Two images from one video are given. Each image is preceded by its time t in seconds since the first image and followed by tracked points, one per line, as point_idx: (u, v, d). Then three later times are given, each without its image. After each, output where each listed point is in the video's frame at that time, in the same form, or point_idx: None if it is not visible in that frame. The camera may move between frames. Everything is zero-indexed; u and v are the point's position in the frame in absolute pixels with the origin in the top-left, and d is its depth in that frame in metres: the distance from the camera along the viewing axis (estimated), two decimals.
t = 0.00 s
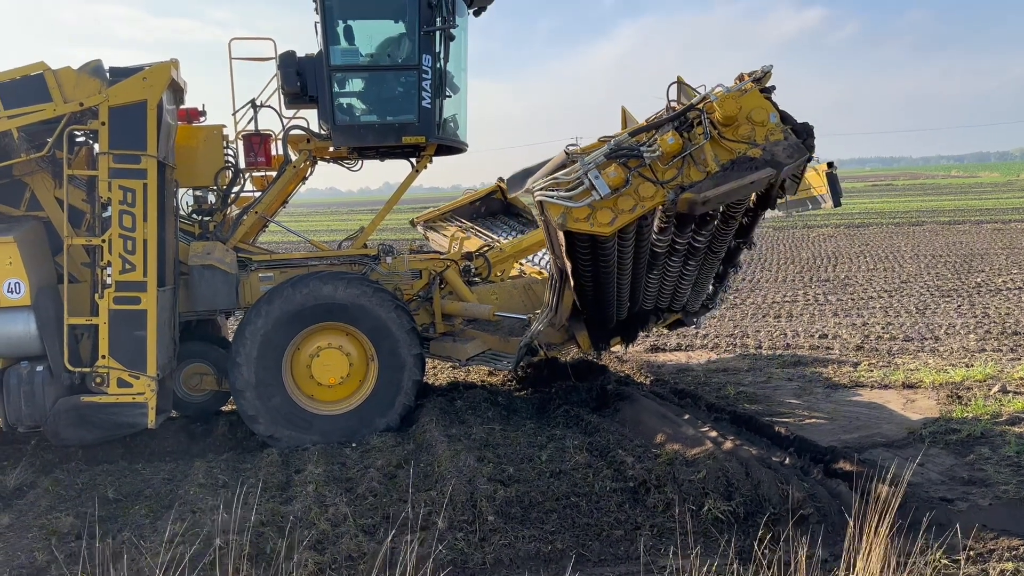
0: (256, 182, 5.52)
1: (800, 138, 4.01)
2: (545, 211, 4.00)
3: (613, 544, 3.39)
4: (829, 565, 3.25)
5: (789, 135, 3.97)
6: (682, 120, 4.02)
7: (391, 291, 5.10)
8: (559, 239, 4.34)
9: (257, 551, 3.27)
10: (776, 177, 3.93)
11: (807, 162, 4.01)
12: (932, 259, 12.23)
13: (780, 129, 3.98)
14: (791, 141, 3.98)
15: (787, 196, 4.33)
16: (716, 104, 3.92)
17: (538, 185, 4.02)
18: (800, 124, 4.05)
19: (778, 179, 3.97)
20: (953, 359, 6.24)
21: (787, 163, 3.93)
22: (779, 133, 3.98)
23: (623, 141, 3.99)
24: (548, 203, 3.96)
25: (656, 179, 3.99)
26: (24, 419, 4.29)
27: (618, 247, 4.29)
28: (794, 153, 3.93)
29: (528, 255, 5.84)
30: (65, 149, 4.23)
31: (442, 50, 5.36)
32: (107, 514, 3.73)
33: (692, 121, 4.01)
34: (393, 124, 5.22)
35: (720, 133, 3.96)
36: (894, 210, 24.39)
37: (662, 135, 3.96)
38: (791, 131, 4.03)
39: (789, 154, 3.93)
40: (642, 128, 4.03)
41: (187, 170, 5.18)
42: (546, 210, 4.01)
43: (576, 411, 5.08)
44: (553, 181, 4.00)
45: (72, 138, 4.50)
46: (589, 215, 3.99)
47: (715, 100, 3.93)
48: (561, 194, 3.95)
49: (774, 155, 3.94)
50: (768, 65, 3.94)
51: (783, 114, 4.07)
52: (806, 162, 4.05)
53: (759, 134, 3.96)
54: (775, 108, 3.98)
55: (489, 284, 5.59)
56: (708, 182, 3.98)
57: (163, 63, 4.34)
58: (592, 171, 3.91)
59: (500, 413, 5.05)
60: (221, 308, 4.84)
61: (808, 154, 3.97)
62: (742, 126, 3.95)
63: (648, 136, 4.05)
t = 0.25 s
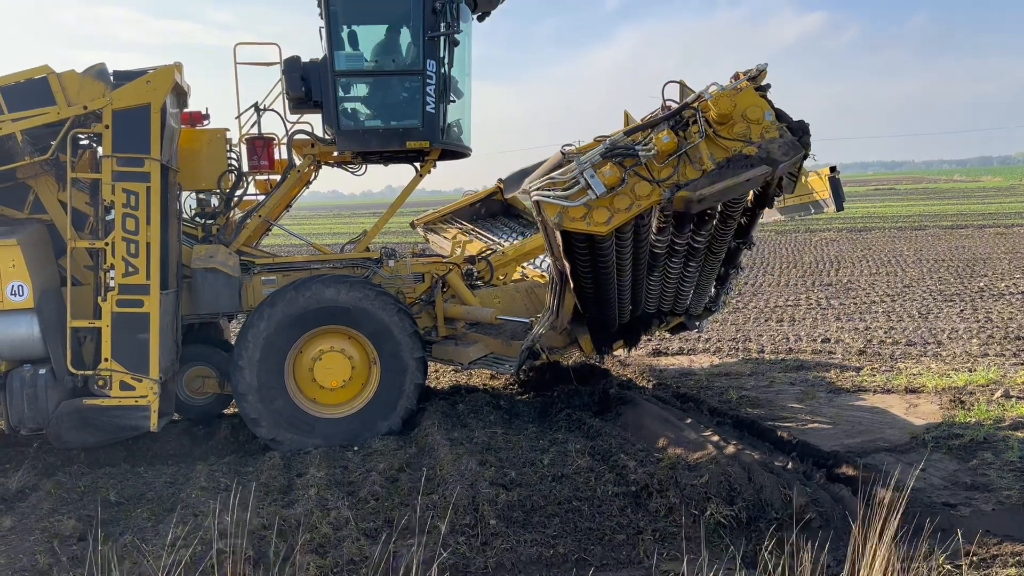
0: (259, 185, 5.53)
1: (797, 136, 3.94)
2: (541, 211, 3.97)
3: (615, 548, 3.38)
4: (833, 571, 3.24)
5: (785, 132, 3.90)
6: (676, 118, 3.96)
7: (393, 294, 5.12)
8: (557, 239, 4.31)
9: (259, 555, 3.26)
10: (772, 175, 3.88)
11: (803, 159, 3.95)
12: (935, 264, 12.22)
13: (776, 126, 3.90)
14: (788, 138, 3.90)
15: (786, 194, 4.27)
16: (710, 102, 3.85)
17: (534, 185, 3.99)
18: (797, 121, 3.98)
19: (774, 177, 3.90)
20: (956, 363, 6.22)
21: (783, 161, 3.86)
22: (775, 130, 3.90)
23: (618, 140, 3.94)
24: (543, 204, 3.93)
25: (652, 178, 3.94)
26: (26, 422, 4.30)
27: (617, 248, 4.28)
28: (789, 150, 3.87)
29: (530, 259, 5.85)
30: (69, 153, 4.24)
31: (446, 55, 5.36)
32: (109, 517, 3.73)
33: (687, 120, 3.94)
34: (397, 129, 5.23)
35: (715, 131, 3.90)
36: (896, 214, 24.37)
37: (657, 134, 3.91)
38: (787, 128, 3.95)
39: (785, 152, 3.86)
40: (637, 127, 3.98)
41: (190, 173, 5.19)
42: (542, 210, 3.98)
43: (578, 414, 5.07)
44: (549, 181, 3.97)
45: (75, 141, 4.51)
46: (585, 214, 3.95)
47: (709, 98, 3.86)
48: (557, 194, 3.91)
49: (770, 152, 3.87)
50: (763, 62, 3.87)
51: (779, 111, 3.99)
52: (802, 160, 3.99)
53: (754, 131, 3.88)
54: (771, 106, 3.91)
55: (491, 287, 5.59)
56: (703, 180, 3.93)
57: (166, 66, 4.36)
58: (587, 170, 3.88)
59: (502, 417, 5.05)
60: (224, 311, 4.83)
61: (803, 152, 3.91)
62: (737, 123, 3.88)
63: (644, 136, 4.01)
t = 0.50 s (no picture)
0: (262, 188, 5.55)
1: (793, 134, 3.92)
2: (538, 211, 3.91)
3: (617, 552, 3.38)
4: None
5: (782, 131, 3.87)
6: (673, 118, 3.92)
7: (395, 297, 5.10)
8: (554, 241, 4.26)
9: (261, 557, 3.26)
10: (769, 173, 3.84)
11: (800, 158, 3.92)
12: (938, 267, 12.20)
13: (773, 125, 3.88)
14: (784, 137, 3.88)
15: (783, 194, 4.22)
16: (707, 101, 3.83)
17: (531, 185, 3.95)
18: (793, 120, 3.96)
19: (771, 175, 3.87)
20: (959, 367, 6.21)
21: (780, 159, 3.83)
22: (771, 129, 3.88)
23: (615, 140, 3.90)
24: (540, 204, 3.88)
25: (649, 178, 3.89)
26: (29, 423, 4.30)
27: (616, 250, 4.25)
28: (786, 148, 3.83)
29: (533, 262, 5.84)
30: (73, 155, 4.25)
31: (450, 59, 5.37)
32: (112, 519, 3.73)
33: (684, 119, 3.91)
34: (401, 133, 5.24)
35: (712, 130, 3.87)
36: (899, 218, 24.35)
37: (653, 133, 3.88)
38: (784, 127, 3.93)
39: (781, 150, 3.83)
40: (633, 126, 3.94)
41: (193, 176, 5.20)
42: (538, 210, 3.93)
43: (581, 418, 5.07)
44: (545, 181, 3.93)
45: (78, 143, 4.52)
46: (582, 214, 3.90)
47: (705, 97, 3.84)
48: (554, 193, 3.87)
49: (766, 150, 3.84)
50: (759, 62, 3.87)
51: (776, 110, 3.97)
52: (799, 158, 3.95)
53: (751, 130, 3.86)
54: (767, 105, 3.88)
55: (494, 291, 5.59)
56: (700, 179, 3.88)
57: (170, 69, 4.37)
58: (584, 170, 3.83)
59: (505, 420, 5.05)
60: (226, 313, 4.84)
61: (799, 150, 3.87)
62: (733, 122, 3.85)
63: (640, 136, 3.97)
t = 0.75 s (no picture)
0: (266, 191, 5.56)
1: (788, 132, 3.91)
2: (535, 210, 3.85)
3: (619, 556, 3.37)
4: None
5: (777, 129, 3.86)
6: (668, 116, 3.89)
7: (398, 299, 5.12)
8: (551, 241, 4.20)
9: (264, 559, 3.26)
10: (765, 170, 3.80)
11: (795, 155, 3.89)
12: (941, 272, 12.18)
13: (768, 123, 3.87)
14: (779, 134, 3.86)
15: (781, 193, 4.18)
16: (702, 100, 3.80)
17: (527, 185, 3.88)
18: (788, 118, 3.94)
19: (768, 173, 3.83)
20: (962, 372, 6.20)
21: (776, 156, 3.81)
22: (766, 126, 3.86)
23: (611, 138, 3.85)
24: (537, 203, 3.82)
25: (646, 176, 3.84)
26: (32, 424, 4.31)
27: (615, 251, 4.24)
28: (781, 146, 3.82)
29: (535, 265, 5.86)
30: (76, 157, 4.26)
31: (455, 63, 5.38)
32: (114, 520, 3.73)
33: (680, 118, 3.88)
34: (406, 137, 5.25)
35: (707, 129, 3.84)
36: (901, 222, 24.34)
37: (649, 131, 3.84)
38: (779, 125, 3.91)
39: (776, 148, 3.81)
40: (629, 125, 3.90)
41: (197, 178, 5.21)
42: (535, 210, 3.86)
43: (583, 421, 5.07)
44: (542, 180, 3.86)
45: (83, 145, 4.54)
46: (579, 213, 3.83)
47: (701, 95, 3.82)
48: (550, 192, 3.80)
49: (762, 148, 3.81)
50: (754, 61, 3.87)
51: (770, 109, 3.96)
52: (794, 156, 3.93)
53: (746, 128, 3.83)
54: (763, 103, 3.87)
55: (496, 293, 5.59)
56: (697, 177, 3.84)
57: (174, 71, 4.37)
58: (580, 169, 3.76)
59: (507, 423, 5.05)
60: (230, 314, 4.86)
61: (795, 148, 3.86)
62: (729, 120, 3.83)
63: (636, 135, 3.94)
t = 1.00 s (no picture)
0: (268, 192, 5.56)
1: (784, 129, 3.84)
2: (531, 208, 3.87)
3: (620, 559, 3.36)
4: None
5: (772, 125, 3.79)
6: (664, 114, 3.86)
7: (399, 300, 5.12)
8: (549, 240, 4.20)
9: (264, 560, 3.26)
10: (761, 167, 3.71)
11: (792, 152, 3.80)
12: (942, 275, 12.18)
13: (764, 120, 3.81)
14: (775, 131, 3.78)
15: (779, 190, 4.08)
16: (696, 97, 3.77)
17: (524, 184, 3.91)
18: (785, 115, 3.87)
19: (763, 170, 3.75)
20: (963, 376, 6.20)
21: (771, 153, 3.72)
22: (762, 123, 3.80)
23: (607, 137, 3.84)
24: (533, 202, 3.84)
25: (641, 174, 3.82)
26: (32, 425, 4.31)
27: (613, 251, 4.22)
28: (777, 143, 3.73)
29: (536, 266, 5.88)
30: (78, 157, 4.27)
31: (458, 66, 5.39)
32: (114, 521, 3.73)
33: (675, 116, 3.85)
34: (409, 139, 5.25)
35: (702, 126, 3.81)
36: (902, 224, 24.35)
37: (644, 129, 3.82)
38: (775, 122, 3.85)
39: (771, 144, 3.73)
40: (624, 124, 3.89)
41: (198, 179, 5.21)
42: (532, 209, 3.89)
43: (584, 423, 5.07)
44: (539, 179, 3.89)
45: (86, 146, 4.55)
46: (575, 211, 3.83)
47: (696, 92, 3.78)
48: (546, 191, 3.83)
49: (757, 145, 3.73)
50: (749, 58, 3.83)
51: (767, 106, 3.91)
52: (791, 153, 3.85)
53: (742, 125, 3.79)
54: (758, 101, 3.83)
55: (497, 294, 5.58)
56: (692, 174, 3.78)
57: (176, 72, 4.38)
58: (576, 167, 3.78)
59: (507, 425, 5.05)
60: (231, 315, 4.84)
61: (791, 145, 3.77)
62: (724, 117, 3.78)
63: (632, 133, 3.92)
